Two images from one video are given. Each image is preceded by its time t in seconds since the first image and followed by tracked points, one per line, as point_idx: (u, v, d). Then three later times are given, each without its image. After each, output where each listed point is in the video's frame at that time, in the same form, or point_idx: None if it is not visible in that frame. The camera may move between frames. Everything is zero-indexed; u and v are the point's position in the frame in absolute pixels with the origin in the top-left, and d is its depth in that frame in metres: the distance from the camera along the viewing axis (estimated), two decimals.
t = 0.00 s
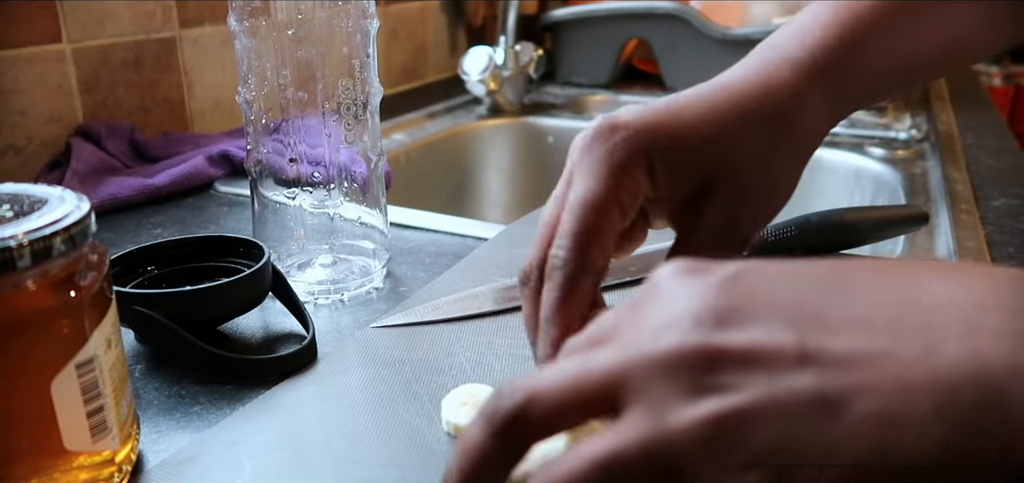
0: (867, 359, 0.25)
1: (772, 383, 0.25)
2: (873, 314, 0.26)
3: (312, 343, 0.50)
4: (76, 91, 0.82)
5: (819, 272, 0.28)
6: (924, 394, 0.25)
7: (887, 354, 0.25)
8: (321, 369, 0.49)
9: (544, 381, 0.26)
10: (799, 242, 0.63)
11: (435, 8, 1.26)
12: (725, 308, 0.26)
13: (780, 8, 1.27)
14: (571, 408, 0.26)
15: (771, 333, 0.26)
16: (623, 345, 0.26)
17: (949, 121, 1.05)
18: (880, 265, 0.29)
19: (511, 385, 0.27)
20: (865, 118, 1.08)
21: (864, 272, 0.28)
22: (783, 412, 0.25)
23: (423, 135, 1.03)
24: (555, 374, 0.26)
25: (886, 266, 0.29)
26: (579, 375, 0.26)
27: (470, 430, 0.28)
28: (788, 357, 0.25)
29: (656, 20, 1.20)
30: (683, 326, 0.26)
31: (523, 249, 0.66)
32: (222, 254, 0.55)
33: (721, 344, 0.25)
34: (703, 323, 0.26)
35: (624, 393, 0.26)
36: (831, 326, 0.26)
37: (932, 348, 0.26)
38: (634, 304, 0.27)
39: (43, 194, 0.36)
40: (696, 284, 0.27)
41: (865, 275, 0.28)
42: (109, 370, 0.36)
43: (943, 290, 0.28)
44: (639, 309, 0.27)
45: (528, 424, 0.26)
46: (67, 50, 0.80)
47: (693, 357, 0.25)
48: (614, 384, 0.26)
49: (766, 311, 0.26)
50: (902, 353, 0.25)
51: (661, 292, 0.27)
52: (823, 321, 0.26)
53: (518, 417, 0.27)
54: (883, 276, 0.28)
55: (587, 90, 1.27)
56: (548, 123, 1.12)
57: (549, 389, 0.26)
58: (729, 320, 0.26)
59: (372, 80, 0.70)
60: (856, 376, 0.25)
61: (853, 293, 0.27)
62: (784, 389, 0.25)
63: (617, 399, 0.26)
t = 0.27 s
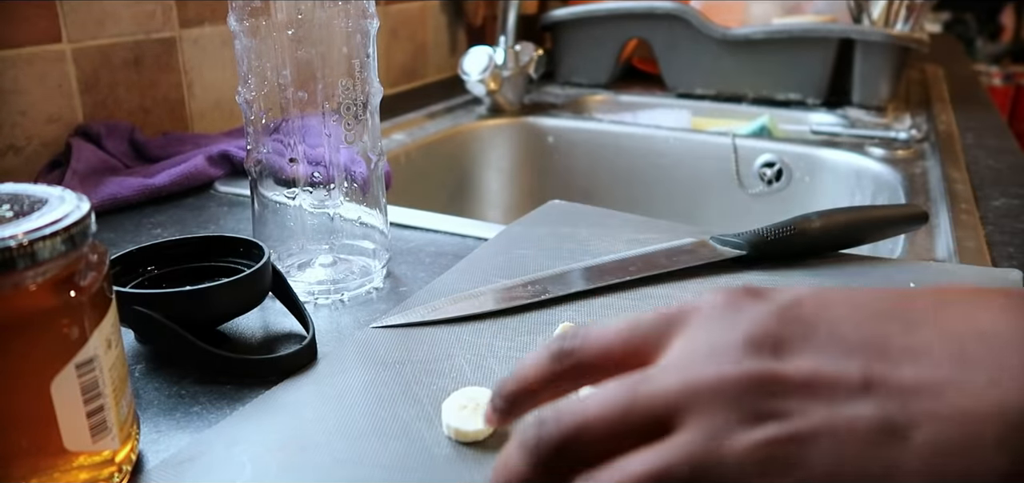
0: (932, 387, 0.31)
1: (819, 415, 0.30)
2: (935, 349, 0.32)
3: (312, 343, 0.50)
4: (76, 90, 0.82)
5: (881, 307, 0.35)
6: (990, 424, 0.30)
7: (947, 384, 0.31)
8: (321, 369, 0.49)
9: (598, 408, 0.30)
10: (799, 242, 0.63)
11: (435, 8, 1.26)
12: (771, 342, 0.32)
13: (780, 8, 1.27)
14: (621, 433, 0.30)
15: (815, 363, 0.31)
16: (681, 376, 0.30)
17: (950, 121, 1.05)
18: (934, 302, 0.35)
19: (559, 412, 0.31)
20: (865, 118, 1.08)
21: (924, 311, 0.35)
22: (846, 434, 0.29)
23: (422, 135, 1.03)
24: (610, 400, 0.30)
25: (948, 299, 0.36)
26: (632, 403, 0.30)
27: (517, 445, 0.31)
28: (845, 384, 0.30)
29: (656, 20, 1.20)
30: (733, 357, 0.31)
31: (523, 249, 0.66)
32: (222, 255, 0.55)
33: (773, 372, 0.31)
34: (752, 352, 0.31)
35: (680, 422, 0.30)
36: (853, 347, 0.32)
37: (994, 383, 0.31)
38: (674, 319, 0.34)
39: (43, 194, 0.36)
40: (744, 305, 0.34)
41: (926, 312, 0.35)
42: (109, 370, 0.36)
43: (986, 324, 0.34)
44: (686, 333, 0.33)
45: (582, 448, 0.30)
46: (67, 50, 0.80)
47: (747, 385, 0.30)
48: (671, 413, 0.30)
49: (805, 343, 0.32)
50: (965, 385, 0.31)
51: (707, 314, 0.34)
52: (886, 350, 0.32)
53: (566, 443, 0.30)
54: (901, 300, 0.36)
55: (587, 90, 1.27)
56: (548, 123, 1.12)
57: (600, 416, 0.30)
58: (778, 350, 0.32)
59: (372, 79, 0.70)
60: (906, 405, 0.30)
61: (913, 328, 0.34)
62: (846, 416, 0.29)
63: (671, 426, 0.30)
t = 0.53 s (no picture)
0: (970, 406, 0.25)
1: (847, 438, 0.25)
2: (976, 364, 0.26)
3: (313, 344, 0.50)
4: (76, 91, 0.82)
5: (914, 319, 0.27)
6: None
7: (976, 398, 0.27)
8: (321, 369, 0.49)
9: (616, 424, 0.27)
10: (798, 242, 0.63)
11: (435, 8, 1.26)
12: (804, 353, 0.26)
13: (780, 8, 1.28)
14: (645, 451, 0.26)
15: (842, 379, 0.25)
16: (702, 393, 0.26)
17: (949, 120, 1.05)
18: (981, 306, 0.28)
19: (579, 431, 0.28)
20: (865, 117, 1.08)
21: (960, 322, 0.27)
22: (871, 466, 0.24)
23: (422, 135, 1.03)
24: (629, 418, 0.27)
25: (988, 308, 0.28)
26: (652, 422, 0.26)
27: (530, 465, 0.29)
28: (875, 406, 0.25)
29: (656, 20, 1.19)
30: (756, 372, 0.26)
31: (523, 249, 0.66)
32: (223, 255, 0.55)
33: (801, 391, 0.25)
34: (778, 367, 0.26)
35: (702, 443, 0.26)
36: (883, 364, 0.26)
37: None
38: (700, 325, 0.29)
39: (43, 195, 0.36)
40: (772, 315, 0.28)
41: (968, 321, 0.27)
42: (110, 371, 0.36)
43: None
44: (712, 343, 0.28)
45: (602, 466, 0.27)
46: (67, 50, 0.80)
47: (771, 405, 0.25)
48: (692, 434, 0.26)
49: (839, 356, 0.26)
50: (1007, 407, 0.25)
51: (737, 323, 0.28)
52: (917, 367, 0.26)
53: (592, 460, 0.27)
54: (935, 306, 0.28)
55: (587, 90, 1.27)
56: (548, 123, 1.12)
57: (622, 432, 0.27)
58: (811, 365, 0.26)
59: (371, 80, 0.70)
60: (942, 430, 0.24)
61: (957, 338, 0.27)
62: (874, 441, 0.24)
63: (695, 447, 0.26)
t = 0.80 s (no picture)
0: (979, 410, 0.26)
1: (855, 439, 0.26)
2: (979, 368, 0.27)
3: (313, 343, 0.50)
4: (76, 91, 0.82)
5: (922, 322, 0.29)
6: None
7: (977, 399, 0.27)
8: (321, 369, 0.49)
9: (622, 424, 0.27)
10: (798, 242, 0.63)
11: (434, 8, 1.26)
12: (809, 357, 0.27)
13: (780, 8, 1.28)
14: (650, 451, 0.27)
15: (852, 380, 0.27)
16: (712, 392, 0.27)
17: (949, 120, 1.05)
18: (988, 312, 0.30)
19: (584, 431, 0.28)
20: (865, 117, 1.08)
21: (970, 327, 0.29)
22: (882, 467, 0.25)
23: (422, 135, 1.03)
24: (635, 418, 0.27)
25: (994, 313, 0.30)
26: (660, 421, 0.27)
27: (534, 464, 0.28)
28: (885, 408, 0.26)
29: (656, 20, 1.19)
30: (767, 372, 0.27)
31: (523, 249, 0.66)
32: (222, 255, 0.55)
33: (813, 393, 0.26)
34: (789, 368, 0.27)
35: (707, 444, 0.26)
36: (895, 367, 0.27)
37: None
38: (708, 328, 0.30)
39: (43, 195, 0.36)
40: (781, 318, 0.29)
41: (973, 326, 0.29)
42: (109, 371, 0.36)
43: None
44: (721, 345, 0.29)
45: (606, 465, 0.27)
46: (67, 50, 0.80)
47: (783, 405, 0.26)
48: (698, 434, 0.26)
49: (851, 359, 0.27)
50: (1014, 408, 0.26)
51: (746, 326, 0.29)
52: (929, 371, 0.27)
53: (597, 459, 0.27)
54: (942, 309, 0.30)
55: (587, 90, 1.27)
56: (548, 123, 1.12)
57: (628, 432, 0.27)
58: (820, 367, 0.27)
59: (370, 80, 0.70)
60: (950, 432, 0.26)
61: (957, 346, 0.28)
62: (884, 443, 0.25)
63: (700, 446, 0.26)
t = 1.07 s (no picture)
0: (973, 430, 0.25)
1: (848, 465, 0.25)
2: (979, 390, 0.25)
3: (312, 343, 0.50)
4: (76, 91, 0.82)
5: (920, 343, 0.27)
6: None
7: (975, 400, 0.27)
8: (321, 369, 0.49)
9: (610, 444, 0.27)
10: (799, 242, 0.63)
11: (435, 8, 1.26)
12: (801, 376, 0.26)
13: (780, 8, 1.28)
14: (641, 472, 0.27)
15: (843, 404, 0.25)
16: (699, 415, 0.26)
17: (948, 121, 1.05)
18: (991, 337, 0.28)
19: (574, 451, 0.28)
20: (865, 117, 1.08)
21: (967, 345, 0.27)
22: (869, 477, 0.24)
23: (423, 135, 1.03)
24: (623, 440, 0.27)
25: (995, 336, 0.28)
26: (648, 444, 0.27)
27: None
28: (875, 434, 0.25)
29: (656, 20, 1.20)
30: (754, 395, 0.26)
31: (522, 249, 0.66)
32: (222, 255, 0.55)
33: (801, 418, 0.25)
34: (776, 391, 0.26)
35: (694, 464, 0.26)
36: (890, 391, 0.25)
37: None
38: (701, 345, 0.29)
39: (43, 195, 0.36)
40: (775, 336, 0.28)
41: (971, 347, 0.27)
42: (110, 371, 0.36)
43: None
44: (712, 363, 0.28)
45: None
46: (67, 50, 0.80)
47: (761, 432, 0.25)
48: (683, 457, 0.26)
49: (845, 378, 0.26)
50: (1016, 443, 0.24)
51: (741, 344, 0.28)
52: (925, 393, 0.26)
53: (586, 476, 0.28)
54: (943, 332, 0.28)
55: (587, 90, 1.27)
56: (548, 123, 1.12)
57: (618, 455, 0.27)
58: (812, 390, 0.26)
59: (405, 84, 0.65)
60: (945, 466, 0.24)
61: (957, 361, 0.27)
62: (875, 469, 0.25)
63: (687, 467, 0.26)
